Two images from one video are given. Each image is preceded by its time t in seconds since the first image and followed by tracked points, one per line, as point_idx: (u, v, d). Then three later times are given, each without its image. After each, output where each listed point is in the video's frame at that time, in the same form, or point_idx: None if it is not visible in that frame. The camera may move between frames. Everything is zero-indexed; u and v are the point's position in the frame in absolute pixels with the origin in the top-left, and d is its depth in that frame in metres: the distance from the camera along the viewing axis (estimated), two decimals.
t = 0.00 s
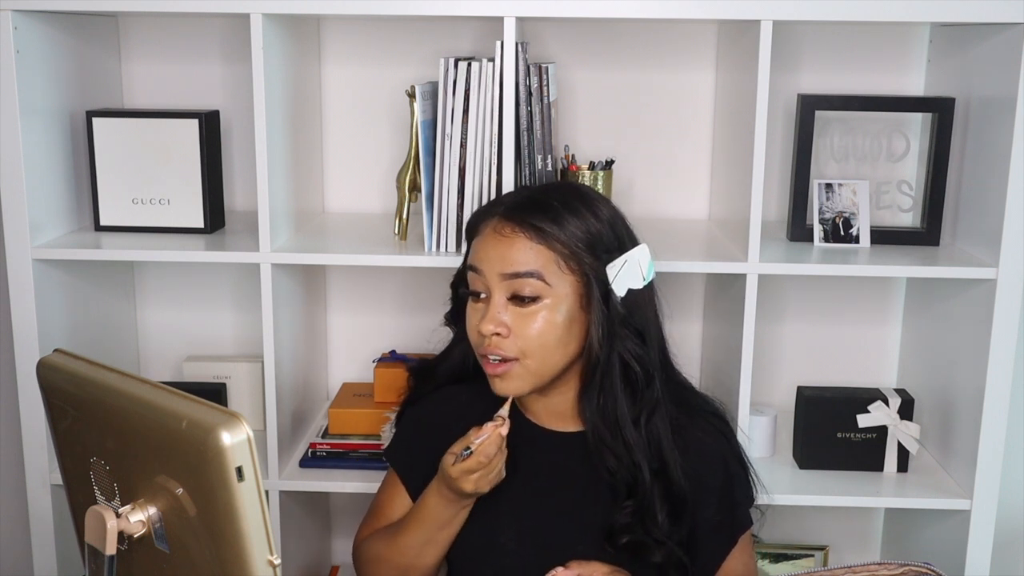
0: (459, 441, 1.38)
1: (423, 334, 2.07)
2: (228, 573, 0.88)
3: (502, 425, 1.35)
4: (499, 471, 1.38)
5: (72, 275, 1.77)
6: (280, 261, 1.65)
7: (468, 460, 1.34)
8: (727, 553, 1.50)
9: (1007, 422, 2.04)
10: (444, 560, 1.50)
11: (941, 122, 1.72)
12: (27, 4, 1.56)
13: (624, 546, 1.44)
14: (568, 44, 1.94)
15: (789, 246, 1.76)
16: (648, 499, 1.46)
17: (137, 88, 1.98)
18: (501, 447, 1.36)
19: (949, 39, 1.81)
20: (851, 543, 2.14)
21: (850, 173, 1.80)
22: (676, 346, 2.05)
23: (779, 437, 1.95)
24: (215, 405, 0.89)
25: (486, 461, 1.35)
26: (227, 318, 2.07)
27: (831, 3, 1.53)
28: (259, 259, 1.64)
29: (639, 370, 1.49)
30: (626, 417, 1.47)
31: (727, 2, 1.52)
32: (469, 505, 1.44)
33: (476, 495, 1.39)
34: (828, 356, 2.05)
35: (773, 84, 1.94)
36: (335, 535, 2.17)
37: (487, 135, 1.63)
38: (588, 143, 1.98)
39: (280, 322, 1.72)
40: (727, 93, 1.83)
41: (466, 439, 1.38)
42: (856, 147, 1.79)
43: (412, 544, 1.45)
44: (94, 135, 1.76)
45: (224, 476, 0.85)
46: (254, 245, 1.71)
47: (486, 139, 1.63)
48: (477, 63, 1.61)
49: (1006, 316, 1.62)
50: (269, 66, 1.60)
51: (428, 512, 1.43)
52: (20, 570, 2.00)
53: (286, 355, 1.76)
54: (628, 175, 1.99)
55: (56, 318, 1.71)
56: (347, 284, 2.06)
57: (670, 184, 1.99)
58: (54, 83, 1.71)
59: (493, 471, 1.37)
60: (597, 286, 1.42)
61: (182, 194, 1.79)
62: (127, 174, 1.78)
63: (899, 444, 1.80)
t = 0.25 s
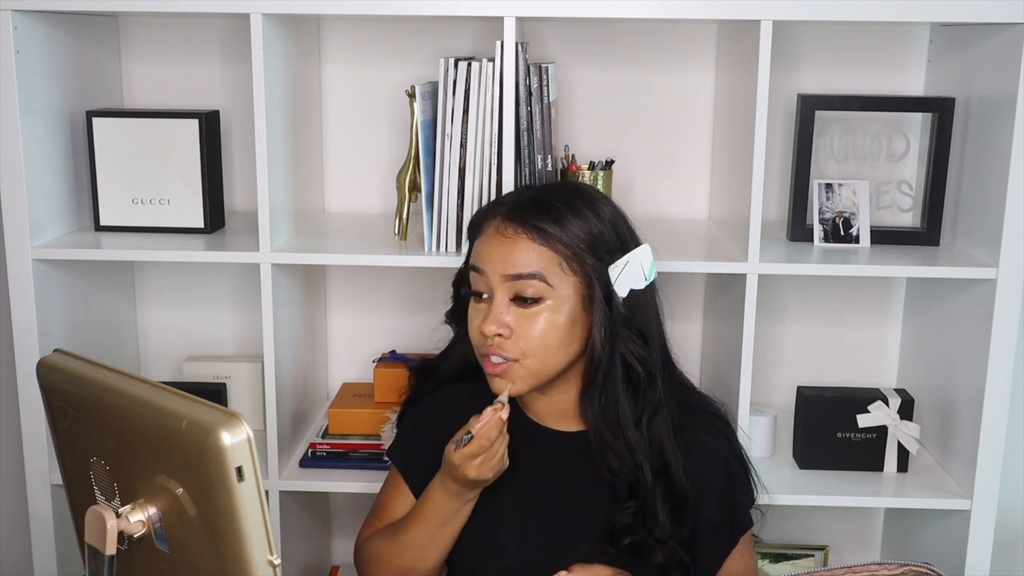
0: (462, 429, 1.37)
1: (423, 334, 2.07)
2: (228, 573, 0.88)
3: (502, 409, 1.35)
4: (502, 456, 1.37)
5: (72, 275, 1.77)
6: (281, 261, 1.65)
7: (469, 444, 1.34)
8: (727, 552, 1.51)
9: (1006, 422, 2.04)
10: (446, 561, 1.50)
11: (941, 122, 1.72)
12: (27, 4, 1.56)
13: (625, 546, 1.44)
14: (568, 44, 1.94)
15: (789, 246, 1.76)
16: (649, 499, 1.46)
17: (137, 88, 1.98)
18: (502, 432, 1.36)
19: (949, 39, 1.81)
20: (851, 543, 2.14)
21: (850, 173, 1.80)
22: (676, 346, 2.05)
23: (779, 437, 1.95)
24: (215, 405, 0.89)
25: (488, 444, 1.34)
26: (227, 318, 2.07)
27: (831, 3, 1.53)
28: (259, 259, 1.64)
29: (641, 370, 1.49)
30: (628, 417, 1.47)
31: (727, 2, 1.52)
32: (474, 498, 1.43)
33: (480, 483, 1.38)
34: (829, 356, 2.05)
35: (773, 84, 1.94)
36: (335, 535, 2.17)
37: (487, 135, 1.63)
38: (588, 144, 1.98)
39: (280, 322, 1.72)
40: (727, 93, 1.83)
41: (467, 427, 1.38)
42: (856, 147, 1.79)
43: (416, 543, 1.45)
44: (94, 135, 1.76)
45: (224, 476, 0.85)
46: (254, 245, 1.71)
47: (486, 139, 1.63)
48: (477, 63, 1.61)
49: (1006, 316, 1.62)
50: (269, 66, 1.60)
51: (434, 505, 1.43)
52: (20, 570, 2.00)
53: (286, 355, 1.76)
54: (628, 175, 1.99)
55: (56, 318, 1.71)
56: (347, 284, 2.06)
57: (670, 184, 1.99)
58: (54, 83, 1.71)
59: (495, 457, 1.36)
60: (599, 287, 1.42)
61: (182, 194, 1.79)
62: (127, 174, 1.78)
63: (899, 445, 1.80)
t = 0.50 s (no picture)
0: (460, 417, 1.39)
1: (423, 334, 2.07)
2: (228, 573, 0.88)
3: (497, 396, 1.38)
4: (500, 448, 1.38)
5: (72, 275, 1.77)
6: (281, 261, 1.65)
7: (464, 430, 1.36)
8: (729, 550, 1.50)
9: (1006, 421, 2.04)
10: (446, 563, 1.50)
11: (941, 122, 1.72)
12: (27, 4, 1.56)
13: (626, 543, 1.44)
14: (568, 44, 1.94)
15: (789, 246, 1.76)
16: (649, 496, 1.46)
17: (136, 88, 1.98)
18: (497, 421, 1.38)
19: (949, 39, 1.81)
20: (851, 543, 2.14)
21: (850, 173, 1.80)
22: (676, 346, 2.05)
23: (779, 437, 1.95)
24: (215, 405, 0.89)
25: (484, 431, 1.36)
26: (227, 318, 2.07)
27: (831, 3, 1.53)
28: (259, 259, 1.64)
29: (641, 368, 1.50)
30: (629, 414, 1.47)
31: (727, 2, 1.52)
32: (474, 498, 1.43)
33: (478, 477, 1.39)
34: (828, 356, 2.05)
35: (773, 84, 1.94)
36: (335, 535, 2.17)
37: (487, 135, 1.63)
38: (588, 144, 1.98)
39: (280, 321, 1.72)
40: (727, 94, 1.83)
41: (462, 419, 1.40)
42: (856, 147, 1.79)
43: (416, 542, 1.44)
44: (94, 136, 1.76)
45: (224, 476, 0.85)
46: (254, 245, 1.71)
47: (486, 139, 1.63)
48: (477, 63, 1.61)
49: (1006, 316, 1.62)
50: (269, 65, 1.60)
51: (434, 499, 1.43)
52: (20, 570, 2.00)
53: (286, 355, 1.76)
54: (628, 176, 1.99)
55: (56, 318, 1.71)
56: (347, 284, 2.06)
57: (670, 184, 1.99)
58: (54, 83, 1.71)
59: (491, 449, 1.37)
60: (602, 283, 1.42)
61: (182, 194, 1.79)
62: (127, 174, 1.78)
63: (899, 444, 1.80)
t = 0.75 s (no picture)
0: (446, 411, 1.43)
1: (423, 334, 2.07)
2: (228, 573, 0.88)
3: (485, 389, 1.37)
4: (486, 442, 1.36)
5: (72, 275, 1.77)
6: (281, 261, 1.65)
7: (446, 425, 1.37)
8: (731, 549, 1.50)
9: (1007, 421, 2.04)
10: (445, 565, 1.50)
11: (941, 122, 1.72)
12: (27, 4, 1.56)
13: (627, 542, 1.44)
14: (568, 44, 1.94)
15: (789, 246, 1.76)
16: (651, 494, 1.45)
17: (137, 88, 1.98)
18: (483, 414, 1.37)
19: (949, 39, 1.81)
20: (851, 542, 2.14)
21: (850, 173, 1.80)
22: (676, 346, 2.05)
23: (779, 437, 1.95)
24: (215, 405, 0.89)
25: (465, 424, 1.36)
26: (227, 318, 2.07)
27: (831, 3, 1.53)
28: (259, 259, 1.64)
29: (643, 367, 1.49)
30: (631, 412, 1.47)
31: (727, 2, 1.52)
32: (473, 500, 1.42)
33: (468, 473, 1.38)
34: (829, 356, 2.05)
35: (774, 84, 1.94)
36: (335, 535, 2.17)
37: (487, 135, 1.63)
38: (588, 144, 1.98)
39: (280, 321, 1.72)
40: (727, 94, 1.83)
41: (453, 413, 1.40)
42: (856, 147, 1.79)
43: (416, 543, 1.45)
44: (94, 136, 1.76)
45: (224, 476, 0.85)
46: (254, 245, 1.71)
47: (486, 139, 1.64)
48: (477, 63, 1.61)
49: (1006, 317, 1.62)
50: (269, 65, 1.61)
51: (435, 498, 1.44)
52: (20, 570, 2.00)
53: (286, 355, 1.76)
54: (628, 176, 1.99)
55: (56, 318, 1.71)
56: (347, 284, 2.06)
57: (670, 184, 1.99)
58: (54, 83, 1.71)
59: (476, 442, 1.36)
60: (605, 283, 1.42)
61: (182, 194, 1.79)
62: (127, 174, 1.78)
63: (899, 445, 1.80)
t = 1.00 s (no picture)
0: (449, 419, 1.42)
1: (422, 334, 2.07)
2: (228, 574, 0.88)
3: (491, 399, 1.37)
4: (489, 454, 1.35)
5: (72, 275, 1.77)
6: (281, 261, 1.65)
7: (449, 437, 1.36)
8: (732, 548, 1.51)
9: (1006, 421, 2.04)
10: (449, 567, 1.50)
11: (941, 122, 1.72)
12: (27, 4, 1.56)
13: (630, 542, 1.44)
14: (568, 44, 1.94)
15: (789, 246, 1.76)
16: (654, 494, 1.46)
17: (136, 88, 1.98)
18: (486, 425, 1.36)
19: (949, 39, 1.81)
20: (851, 542, 2.14)
21: (850, 173, 1.80)
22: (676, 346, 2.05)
23: (779, 437, 1.95)
24: (215, 405, 0.89)
25: (468, 437, 1.35)
26: (227, 318, 2.07)
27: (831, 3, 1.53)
28: (259, 259, 1.64)
29: (645, 367, 1.50)
30: (634, 412, 1.47)
31: (727, 2, 1.52)
32: (474, 511, 1.42)
33: (469, 484, 1.37)
34: (829, 356, 2.05)
35: (774, 84, 1.94)
36: (335, 534, 2.17)
37: (487, 135, 1.63)
38: (588, 144, 1.98)
39: (281, 322, 1.72)
40: (727, 94, 1.83)
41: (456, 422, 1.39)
42: (856, 147, 1.79)
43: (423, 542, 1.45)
44: (94, 136, 1.76)
45: (224, 476, 0.85)
46: (254, 245, 1.71)
47: (486, 139, 1.63)
48: (477, 63, 1.61)
49: (1006, 317, 1.62)
50: (269, 65, 1.60)
51: (437, 504, 1.43)
52: (20, 570, 2.00)
53: (286, 355, 1.76)
54: (627, 176, 1.99)
55: (56, 318, 1.71)
56: (347, 284, 2.05)
57: (670, 184, 1.99)
58: (54, 83, 1.71)
59: (478, 454, 1.35)
60: (608, 283, 1.42)
61: (182, 194, 1.79)
62: (127, 174, 1.78)
63: (899, 445, 1.80)
